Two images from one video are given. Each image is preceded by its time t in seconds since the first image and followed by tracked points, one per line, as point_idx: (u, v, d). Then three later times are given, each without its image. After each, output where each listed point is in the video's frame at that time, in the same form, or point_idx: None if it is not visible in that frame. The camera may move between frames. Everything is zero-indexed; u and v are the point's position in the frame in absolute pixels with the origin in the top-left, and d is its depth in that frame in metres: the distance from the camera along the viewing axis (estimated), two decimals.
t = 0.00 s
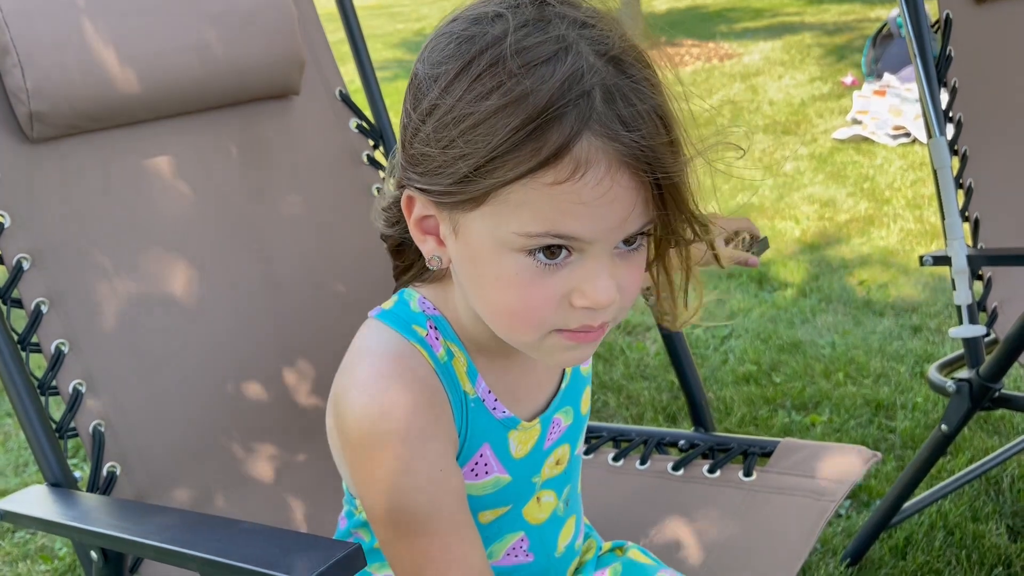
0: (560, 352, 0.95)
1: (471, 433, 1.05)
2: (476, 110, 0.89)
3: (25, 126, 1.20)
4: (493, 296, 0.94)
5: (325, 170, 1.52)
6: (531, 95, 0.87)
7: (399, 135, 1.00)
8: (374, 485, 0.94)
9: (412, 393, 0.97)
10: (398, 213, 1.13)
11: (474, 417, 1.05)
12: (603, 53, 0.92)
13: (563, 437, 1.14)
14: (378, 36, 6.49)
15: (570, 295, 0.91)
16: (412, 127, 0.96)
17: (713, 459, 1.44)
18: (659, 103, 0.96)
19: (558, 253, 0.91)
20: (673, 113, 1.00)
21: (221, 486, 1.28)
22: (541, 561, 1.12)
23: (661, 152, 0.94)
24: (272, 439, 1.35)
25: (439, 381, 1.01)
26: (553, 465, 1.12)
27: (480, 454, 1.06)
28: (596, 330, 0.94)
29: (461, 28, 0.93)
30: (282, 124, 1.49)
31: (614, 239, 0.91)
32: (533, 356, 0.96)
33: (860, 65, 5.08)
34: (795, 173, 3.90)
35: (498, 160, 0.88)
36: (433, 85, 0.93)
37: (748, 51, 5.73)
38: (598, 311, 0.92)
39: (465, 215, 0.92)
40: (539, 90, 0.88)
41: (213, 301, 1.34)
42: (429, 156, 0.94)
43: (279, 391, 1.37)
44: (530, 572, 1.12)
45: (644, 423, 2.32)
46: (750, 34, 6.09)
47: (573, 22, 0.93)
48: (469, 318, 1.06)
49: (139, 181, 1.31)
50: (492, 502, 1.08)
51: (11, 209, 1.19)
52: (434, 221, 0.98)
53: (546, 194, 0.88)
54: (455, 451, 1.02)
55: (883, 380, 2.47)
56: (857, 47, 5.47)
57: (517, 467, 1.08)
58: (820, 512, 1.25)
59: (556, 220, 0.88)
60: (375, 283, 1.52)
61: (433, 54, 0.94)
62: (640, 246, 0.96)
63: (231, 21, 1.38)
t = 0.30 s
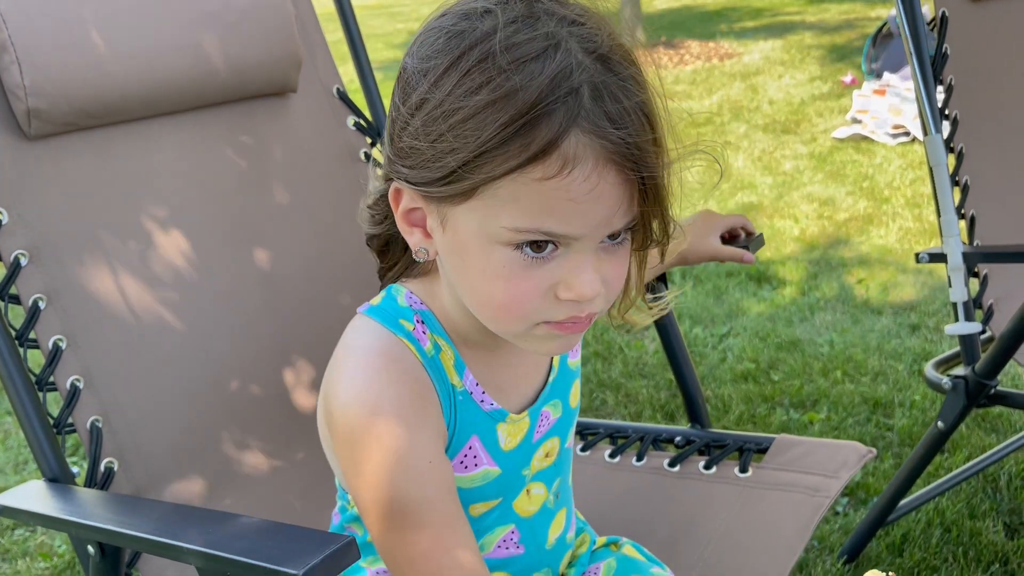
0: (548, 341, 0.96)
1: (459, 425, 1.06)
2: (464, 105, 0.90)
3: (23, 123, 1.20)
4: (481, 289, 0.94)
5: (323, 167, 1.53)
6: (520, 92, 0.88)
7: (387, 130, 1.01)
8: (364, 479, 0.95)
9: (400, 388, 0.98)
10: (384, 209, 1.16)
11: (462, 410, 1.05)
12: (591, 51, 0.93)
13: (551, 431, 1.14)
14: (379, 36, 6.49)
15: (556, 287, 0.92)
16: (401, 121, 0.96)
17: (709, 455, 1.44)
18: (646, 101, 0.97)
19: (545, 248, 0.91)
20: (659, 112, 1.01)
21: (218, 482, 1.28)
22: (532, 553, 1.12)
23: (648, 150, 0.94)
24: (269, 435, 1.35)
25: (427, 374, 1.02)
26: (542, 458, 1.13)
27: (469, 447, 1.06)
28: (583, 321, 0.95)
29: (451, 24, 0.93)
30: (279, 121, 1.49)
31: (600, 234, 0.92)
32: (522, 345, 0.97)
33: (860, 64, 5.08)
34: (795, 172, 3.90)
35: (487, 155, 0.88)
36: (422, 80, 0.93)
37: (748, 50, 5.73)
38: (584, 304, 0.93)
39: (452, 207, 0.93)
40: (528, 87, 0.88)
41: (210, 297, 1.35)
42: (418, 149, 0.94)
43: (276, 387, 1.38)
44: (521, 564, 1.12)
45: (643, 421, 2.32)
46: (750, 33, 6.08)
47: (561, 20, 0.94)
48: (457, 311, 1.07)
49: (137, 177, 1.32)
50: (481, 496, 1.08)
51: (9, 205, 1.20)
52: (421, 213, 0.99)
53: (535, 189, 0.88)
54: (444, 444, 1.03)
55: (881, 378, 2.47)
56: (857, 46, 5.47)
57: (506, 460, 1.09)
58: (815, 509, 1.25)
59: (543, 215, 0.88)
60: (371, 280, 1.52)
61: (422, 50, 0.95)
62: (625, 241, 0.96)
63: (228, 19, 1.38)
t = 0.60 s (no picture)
0: (542, 343, 0.96)
1: (456, 423, 1.06)
2: (458, 110, 0.90)
3: (25, 124, 1.21)
4: (474, 291, 0.95)
5: (324, 167, 1.53)
6: (513, 97, 0.89)
7: (381, 133, 1.01)
8: (359, 477, 0.95)
9: (396, 387, 0.99)
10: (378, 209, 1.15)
11: (458, 408, 1.06)
12: (583, 56, 0.94)
13: (547, 429, 1.15)
14: (380, 36, 6.49)
15: (549, 289, 0.92)
16: (395, 125, 0.97)
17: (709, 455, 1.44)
18: (637, 105, 0.98)
19: (537, 250, 0.92)
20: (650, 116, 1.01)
21: (220, 481, 1.29)
22: (528, 549, 1.13)
23: (638, 154, 0.96)
24: (270, 434, 1.36)
25: (422, 373, 1.03)
26: (538, 456, 1.13)
27: (465, 445, 1.07)
28: (576, 322, 0.96)
29: (444, 29, 0.94)
30: (279, 121, 1.50)
31: (592, 237, 0.92)
32: (516, 346, 0.98)
33: (860, 64, 5.08)
34: (795, 172, 3.90)
35: (479, 160, 0.89)
36: (416, 84, 0.94)
37: (748, 50, 5.73)
38: (576, 306, 0.93)
39: (445, 211, 0.93)
40: (520, 93, 0.89)
41: (211, 297, 1.35)
42: (411, 153, 0.94)
43: (277, 387, 1.38)
44: (518, 561, 1.12)
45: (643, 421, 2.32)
46: (751, 33, 6.09)
47: (554, 25, 0.95)
48: (452, 310, 1.08)
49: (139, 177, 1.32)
50: (478, 494, 1.09)
51: (11, 205, 1.20)
52: (415, 216, 0.99)
53: (527, 194, 0.89)
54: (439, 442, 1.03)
55: (881, 378, 2.47)
56: (858, 46, 5.48)
57: (503, 458, 1.09)
58: (813, 510, 1.26)
59: (536, 219, 0.89)
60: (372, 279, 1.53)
61: (416, 54, 0.95)
62: (615, 242, 0.97)
63: (229, 19, 1.39)
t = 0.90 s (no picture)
0: (544, 341, 0.96)
1: (456, 419, 1.07)
2: (460, 107, 0.90)
3: (27, 119, 1.21)
4: (475, 288, 0.95)
5: (325, 164, 1.54)
6: (514, 95, 0.89)
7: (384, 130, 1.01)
8: (358, 471, 0.96)
9: (396, 382, 0.99)
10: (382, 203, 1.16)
11: (459, 404, 1.07)
12: (585, 55, 0.94)
13: (547, 425, 1.15)
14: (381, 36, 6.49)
15: (550, 287, 0.92)
16: (398, 122, 0.97)
17: (708, 451, 1.45)
18: (639, 103, 0.98)
19: (538, 248, 0.92)
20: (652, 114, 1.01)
21: (221, 476, 1.29)
22: (529, 545, 1.13)
23: (638, 153, 0.96)
24: (271, 429, 1.36)
25: (423, 369, 1.03)
26: (538, 452, 1.14)
27: (466, 441, 1.07)
28: (577, 320, 0.96)
29: (447, 26, 0.94)
30: (280, 118, 1.50)
31: (593, 235, 0.92)
32: (518, 344, 0.98)
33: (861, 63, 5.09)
34: (795, 171, 3.91)
35: (481, 157, 0.89)
36: (418, 82, 0.94)
37: (749, 50, 5.73)
38: (577, 303, 0.93)
39: (447, 208, 0.94)
40: (522, 91, 0.89)
41: (212, 293, 1.36)
42: (414, 150, 0.95)
43: (278, 383, 1.38)
44: (519, 557, 1.13)
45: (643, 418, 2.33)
46: (751, 32, 6.09)
47: (556, 23, 0.95)
48: (453, 305, 1.09)
49: (140, 173, 1.33)
50: (479, 489, 1.09)
51: (13, 200, 1.21)
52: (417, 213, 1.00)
53: (528, 191, 0.89)
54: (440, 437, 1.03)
55: (880, 376, 2.48)
56: (858, 46, 5.48)
57: (503, 454, 1.10)
58: (813, 505, 1.27)
59: (537, 216, 0.89)
60: (373, 276, 1.53)
61: (419, 51, 0.96)
62: (617, 240, 0.97)
63: (230, 16, 1.39)
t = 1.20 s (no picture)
0: (546, 340, 0.96)
1: (456, 417, 1.06)
2: (464, 103, 0.90)
3: (24, 115, 1.21)
4: (478, 285, 0.94)
5: (325, 161, 1.53)
6: (520, 90, 0.89)
7: (385, 125, 1.01)
8: (357, 469, 0.95)
9: (395, 379, 0.99)
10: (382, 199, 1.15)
11: (459, 402, 1.06)
12: (590, 50, 0.94)
13: (547, 424, 1.15)
14: (381, 35, 6.49)
15: (554, 285, 0.92)
16: (400, 117, 0.97)
17: (708, 449, 1.45)
18: (643, 99, 0.98)
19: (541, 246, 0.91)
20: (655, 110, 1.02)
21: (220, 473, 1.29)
22: (528, 543, 1.13)
23: (644, 149, 0.96)
24: (270, 427, 1.35)
25: (424, 367, 1.03)
26: (537, 450, 1.13)
27: (465, 439, 1.07)
28: (580, 318, 0.95)
29: (451, 21, 0.94)
30: (280, 115, 1.50)
31: (597, 233, 0.92)
32: (519, 343, 0.97)
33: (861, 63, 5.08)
34: (796, 171, 3.90)
35: (485, 153, 0.89)
36: (422, 77, 0.94)
37: (749, 50, 5.73)
38: (582, 302, 0.93)
39: (451, 204, 0.93)
40: (527, 86, 0.89)
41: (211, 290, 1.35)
42: (416, 146, 0.94)
43: (277, 380, 1.38)
44: (517, 555, 1.12)
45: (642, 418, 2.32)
46: (751, 32, 6.08)
47: (561, 19, 0.95)
48: (453, 303, 1.08)
49: (139, 170, 1.32)
50: (478, 488, 1.09)
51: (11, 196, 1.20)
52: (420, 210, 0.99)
53: (533, 187, 0.89)
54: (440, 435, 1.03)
55: (881, 375, 2.47)
56: (858, 46, 5.48)
57: (503, 452, 1.09)
58: (813, 503, 1.27)
59: (542, 213, 0.89)
60: (372, 273, 1.52)
61: (422, 46, 0.95)
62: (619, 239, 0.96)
63: (229, 13, 1.39)
